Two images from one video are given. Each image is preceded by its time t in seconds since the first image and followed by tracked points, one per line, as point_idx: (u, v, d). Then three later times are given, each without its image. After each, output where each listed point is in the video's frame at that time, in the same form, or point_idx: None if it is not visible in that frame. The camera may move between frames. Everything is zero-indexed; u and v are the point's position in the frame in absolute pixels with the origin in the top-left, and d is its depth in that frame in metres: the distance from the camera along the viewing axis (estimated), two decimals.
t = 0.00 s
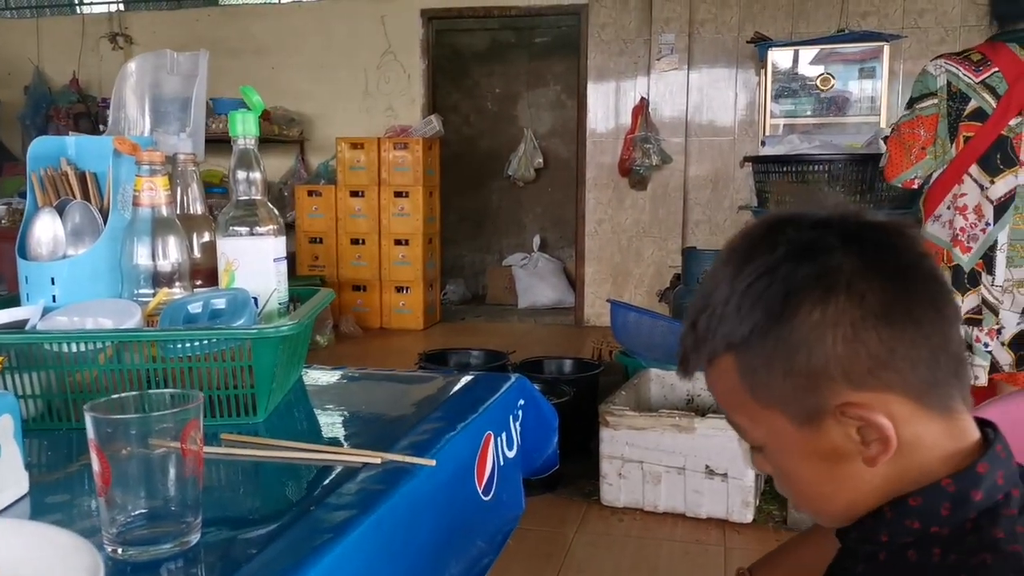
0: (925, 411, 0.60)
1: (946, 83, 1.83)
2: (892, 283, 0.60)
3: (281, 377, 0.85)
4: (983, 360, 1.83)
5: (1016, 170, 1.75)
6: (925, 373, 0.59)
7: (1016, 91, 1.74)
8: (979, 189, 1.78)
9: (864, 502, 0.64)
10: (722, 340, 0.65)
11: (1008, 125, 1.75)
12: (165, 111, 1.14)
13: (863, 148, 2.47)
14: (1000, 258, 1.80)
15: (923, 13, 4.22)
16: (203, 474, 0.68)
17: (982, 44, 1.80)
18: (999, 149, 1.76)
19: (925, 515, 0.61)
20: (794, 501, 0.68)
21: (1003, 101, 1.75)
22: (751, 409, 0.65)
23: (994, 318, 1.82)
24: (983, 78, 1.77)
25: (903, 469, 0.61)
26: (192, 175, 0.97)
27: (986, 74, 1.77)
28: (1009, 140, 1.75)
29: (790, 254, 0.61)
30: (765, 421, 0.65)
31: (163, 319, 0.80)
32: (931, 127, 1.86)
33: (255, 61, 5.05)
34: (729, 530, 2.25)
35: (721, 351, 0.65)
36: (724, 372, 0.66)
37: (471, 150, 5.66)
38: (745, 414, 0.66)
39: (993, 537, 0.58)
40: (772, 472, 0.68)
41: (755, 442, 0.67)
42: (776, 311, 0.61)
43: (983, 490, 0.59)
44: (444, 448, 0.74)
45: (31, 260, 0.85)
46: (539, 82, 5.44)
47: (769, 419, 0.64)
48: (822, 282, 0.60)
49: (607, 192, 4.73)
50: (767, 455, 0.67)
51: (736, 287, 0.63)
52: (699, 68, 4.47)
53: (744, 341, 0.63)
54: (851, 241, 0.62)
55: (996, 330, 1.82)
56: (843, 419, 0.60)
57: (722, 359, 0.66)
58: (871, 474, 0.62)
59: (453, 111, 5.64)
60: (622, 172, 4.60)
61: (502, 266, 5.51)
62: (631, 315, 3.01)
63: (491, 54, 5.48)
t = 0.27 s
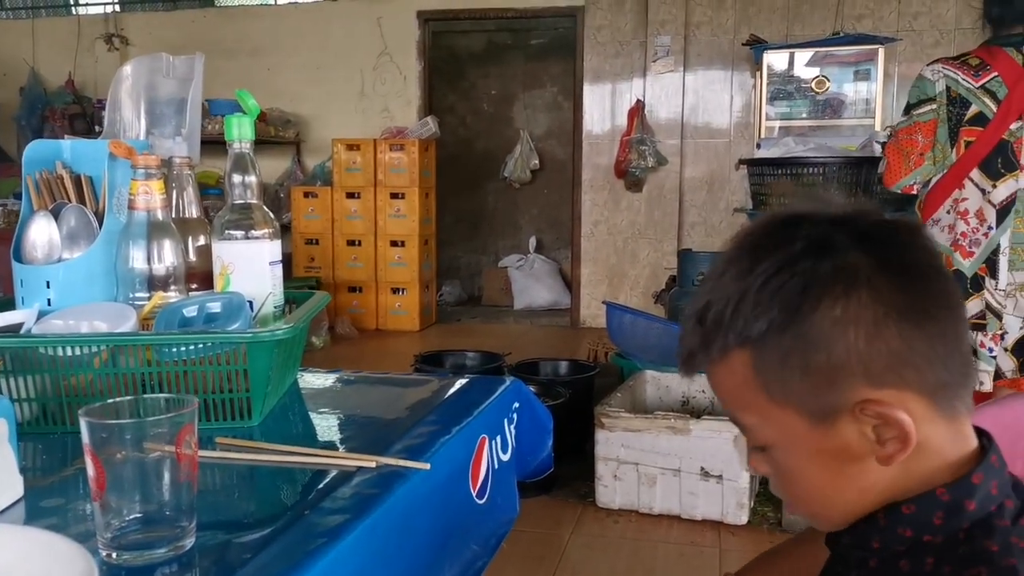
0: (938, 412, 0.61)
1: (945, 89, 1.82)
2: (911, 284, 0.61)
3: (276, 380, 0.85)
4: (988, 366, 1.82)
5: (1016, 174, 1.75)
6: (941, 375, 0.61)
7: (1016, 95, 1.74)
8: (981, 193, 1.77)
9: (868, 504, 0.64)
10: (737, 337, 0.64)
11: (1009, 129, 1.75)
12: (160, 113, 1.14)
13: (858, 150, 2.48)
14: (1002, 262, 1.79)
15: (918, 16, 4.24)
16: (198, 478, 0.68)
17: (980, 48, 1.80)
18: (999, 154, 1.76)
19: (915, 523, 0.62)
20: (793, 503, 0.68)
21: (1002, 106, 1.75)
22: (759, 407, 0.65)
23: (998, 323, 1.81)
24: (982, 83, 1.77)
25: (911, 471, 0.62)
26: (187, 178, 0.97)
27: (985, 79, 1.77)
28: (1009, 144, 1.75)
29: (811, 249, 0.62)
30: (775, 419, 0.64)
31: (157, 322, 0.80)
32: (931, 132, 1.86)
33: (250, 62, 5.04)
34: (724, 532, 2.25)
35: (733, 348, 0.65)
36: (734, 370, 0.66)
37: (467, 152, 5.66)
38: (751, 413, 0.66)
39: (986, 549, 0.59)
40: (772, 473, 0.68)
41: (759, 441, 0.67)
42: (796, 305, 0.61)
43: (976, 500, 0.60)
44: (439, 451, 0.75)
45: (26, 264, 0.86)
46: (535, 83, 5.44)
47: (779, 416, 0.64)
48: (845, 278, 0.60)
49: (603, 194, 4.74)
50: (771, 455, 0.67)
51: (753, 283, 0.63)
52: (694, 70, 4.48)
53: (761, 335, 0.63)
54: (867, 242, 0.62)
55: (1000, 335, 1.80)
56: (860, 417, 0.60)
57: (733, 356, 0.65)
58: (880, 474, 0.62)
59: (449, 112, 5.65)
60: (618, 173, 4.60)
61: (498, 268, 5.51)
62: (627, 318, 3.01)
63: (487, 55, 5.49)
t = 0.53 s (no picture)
0: (965, 414, 0.65)
1: (947, 89, 1.73)
2: (990, 286, 0.63)
3: (273, 382, 0.85)
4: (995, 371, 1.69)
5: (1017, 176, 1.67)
6: (978, 382, 0.64)
7: (1018, 97, 1.65)
8: (981, 193, 1.69)
9: (852, 477, 0.69)
10: (798, 278, 0.66)
11: (1010, 129, 1.66)
12: (158, 114, 1.14)
13: (855, 152, 2.48)
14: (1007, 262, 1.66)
15: (915, 18, 4.25)
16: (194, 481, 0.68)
17: (980, 48, 1.72)
18: (1000, 155, 1.67)
19: (900, 518, 0.67)
20: (780, 455, 0.71)
21: (1004, 106, 1.66)
22: (791, 353, 0.68)
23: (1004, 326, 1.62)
24: (984, 84, 1.69)
25: (912, 458, 0.67)
26: (184, 179, 0.97)
27: (986, 79, 1.69)
28: (1011, 145, 1.66)
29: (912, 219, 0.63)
30: (804, 370, 0.67)
31: (154, 323, 0.80)
32: (931, 132, 1.76)
33: (247, 64, 5.04)
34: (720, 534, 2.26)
35: (788, 289, 0.67)
36: (779, 310, 0.68)
37: (464, 154, 5.66)
38: (776, 356, 0.69)
39: (972, 548, 0.63)
40: (770, 422, 0.71)
41: (773, 386, 0.70)
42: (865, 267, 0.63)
43: (962, 500, 0.65)
44: (435, 453, 0.75)
45: (22, 265, 0.85)
46: (532, 85, 5.45)
47: (810, 368, 0.67)
48: (930, 258, 0.62)
49: (600, 196, 4.73)
50: (779, 403, 0.70)
51: (832, 235, 0.65)
52: (691, 72, 4.49)
53: (819, 284, 0.65)
54: (962, 231, 0.63)
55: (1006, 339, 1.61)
56: (891, 392, 0.64)
57: (783, 294, 0.67)
58: (881, 452, 0.67)
59: (445, 114, 5.64)
60: (614, 175, 4.61)
61: (494, 270, 5.51)
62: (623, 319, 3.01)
63: (484, 57, 5.49)
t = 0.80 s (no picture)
0: (958, 416, 0.65)
1: (938, 92, 1.73)
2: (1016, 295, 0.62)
3: (267, 385, 0.85)
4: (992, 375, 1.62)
5: (1007, 178, 1.63)
6: (977, 391, 0.64)
7: (1010, 98, 1.63)
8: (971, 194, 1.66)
9: (828, 452, 0.70)
10: (826, 246, 0.66)
11: (1001, 132, 1.64)
12: (151, 115, 1.13)
13: (852, 155, 2.47)
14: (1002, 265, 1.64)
15: (910, 21, 4.26)
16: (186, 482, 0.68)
17: (974, 51, 1.70)
18: (991, 158, 1.64)
19: (878, 510, 0.67)
20: (765, 417, 0.73)
21: (996, 108, 1.64)
22: (801, 319, 0.68)
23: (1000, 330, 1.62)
24: (975, 87, 1.68)
25: (893, 447, 0.67)
26: (177, 181, 0.97)
27: (978, 81, 1.67)
28: (1002, 147, 1.64)
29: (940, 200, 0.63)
30: (807, 337, 0.67)
31: (147, 325, 0.79)
32: (915, 135, 1.79)
33: (243, 65, 5.03)
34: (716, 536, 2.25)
35: (814, 255, 0.67)
36: (799, 273, 0.68)
37: (460, 156, 5.67)
38: (786, 318, 0.69)
39: (943, 538, 0.62)
40: (763, 383, 0.72)
41: (775, 346, 0.70)
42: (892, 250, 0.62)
43: (937, 492, 0.65)
44: (429, 456, 0.74)
45: (15, 266, 0.85)
46: (529, 86, 5.45)
47: (812, 333, 0.67)
48: (961, 258, 0.61)
49: (597, 198, 4.74)
50: (776, 365, 0.71)
51: (870, 213, 0.64)
52: (688, 74, 4.49)
53: (842, 251, 0.65)
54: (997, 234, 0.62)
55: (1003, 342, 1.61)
56: (887, 374, 0.65)
57: (806, 259, 0.67)
58: (864, 433, 0.68)
59: (442, 116, 5.64)
60: (611, 177, 4.61)
61: (491, 271, 5.50)
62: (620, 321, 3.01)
63: (481, 59, 5.49)
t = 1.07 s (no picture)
0: (921, 401, 0.68)
1: (929, 99, 1.71)
2: (990, 293, 0.64)
3: (262, 386, 0.85)
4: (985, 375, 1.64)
5: (1003, 182, 1.63)
6: (944, 379, 0.67)
7: (1003, 104, 1.63)
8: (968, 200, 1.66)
9: (801, 424, 0.76)
10: (816, 230, 0.69)
11: (995, 137, 1.64)
12: (146, 116, 1.13)
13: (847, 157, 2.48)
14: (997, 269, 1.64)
15: (906, 23, 4.27)
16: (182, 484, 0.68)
17: (968, 56, 1.68)
18: (986, 162, 1.65)
19: (852, 490, 0.71)
20: (750, 386, 0.79)
21: (990, 113, 1.64)
22: (786, 297, 0.72)
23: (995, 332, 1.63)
24: (967, 91, 1.67)
25: (859, 424, 0.72)
26: (172, 182, 0.96)
27: (971, 86, 1.66)
28: (997, 152, 1.64)
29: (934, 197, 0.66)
30: (788, 314, 0.72)
31: (142, 326, 0.79)
32: (903, 142, 1.76)
33: (240, 66, 5.03)
34: (713, 537, 2.25)
35: (805, 237, 0.70)
36: (789, 253, 0.72)
37: (457, 157, 5.67)
38: (771, 298, 0.74)
39: (913, 516, 0.64)
40: (752, 356, 0.78)
41: (763, 321, 0.75)
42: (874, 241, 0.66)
43: (911, 474, 0.68)
44: (424, 458, 0.74)
45: (9, 268, 0.85)
46: (526, 88, 5.46)
47: (791, 313, 0.72)
48: (938, 252, 0.64)
49: (593, 199, 4.74)
50: (763, 338, 0.76)
51: (862, 200, 0.68)
52: (685, 75, 4.50)
53: (826, 240, 0.69)
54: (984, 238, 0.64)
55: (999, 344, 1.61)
56: (854, 354, 0.69)
57: (798, 240, 0.71)
58: (837, 411, 0.72)
59: (439, 117, 5.65)
60: (608, 178, 4.61)
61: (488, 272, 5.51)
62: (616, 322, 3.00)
63: (477, 60, 5.50)
